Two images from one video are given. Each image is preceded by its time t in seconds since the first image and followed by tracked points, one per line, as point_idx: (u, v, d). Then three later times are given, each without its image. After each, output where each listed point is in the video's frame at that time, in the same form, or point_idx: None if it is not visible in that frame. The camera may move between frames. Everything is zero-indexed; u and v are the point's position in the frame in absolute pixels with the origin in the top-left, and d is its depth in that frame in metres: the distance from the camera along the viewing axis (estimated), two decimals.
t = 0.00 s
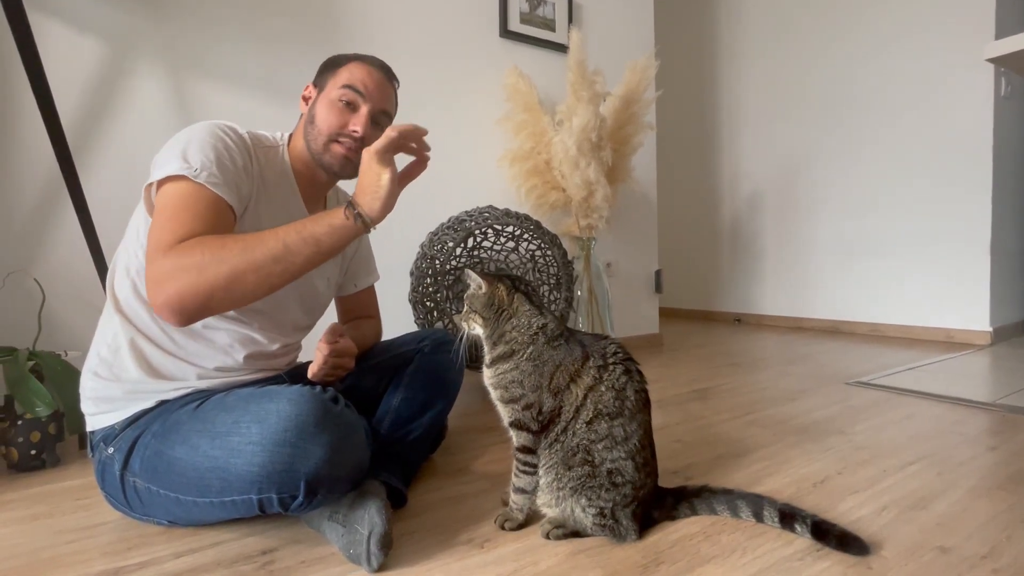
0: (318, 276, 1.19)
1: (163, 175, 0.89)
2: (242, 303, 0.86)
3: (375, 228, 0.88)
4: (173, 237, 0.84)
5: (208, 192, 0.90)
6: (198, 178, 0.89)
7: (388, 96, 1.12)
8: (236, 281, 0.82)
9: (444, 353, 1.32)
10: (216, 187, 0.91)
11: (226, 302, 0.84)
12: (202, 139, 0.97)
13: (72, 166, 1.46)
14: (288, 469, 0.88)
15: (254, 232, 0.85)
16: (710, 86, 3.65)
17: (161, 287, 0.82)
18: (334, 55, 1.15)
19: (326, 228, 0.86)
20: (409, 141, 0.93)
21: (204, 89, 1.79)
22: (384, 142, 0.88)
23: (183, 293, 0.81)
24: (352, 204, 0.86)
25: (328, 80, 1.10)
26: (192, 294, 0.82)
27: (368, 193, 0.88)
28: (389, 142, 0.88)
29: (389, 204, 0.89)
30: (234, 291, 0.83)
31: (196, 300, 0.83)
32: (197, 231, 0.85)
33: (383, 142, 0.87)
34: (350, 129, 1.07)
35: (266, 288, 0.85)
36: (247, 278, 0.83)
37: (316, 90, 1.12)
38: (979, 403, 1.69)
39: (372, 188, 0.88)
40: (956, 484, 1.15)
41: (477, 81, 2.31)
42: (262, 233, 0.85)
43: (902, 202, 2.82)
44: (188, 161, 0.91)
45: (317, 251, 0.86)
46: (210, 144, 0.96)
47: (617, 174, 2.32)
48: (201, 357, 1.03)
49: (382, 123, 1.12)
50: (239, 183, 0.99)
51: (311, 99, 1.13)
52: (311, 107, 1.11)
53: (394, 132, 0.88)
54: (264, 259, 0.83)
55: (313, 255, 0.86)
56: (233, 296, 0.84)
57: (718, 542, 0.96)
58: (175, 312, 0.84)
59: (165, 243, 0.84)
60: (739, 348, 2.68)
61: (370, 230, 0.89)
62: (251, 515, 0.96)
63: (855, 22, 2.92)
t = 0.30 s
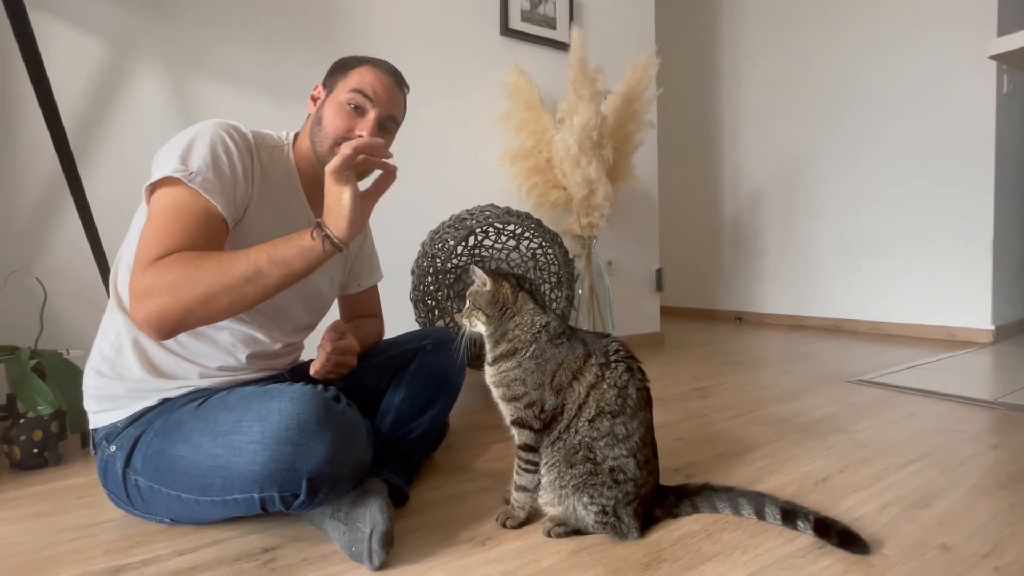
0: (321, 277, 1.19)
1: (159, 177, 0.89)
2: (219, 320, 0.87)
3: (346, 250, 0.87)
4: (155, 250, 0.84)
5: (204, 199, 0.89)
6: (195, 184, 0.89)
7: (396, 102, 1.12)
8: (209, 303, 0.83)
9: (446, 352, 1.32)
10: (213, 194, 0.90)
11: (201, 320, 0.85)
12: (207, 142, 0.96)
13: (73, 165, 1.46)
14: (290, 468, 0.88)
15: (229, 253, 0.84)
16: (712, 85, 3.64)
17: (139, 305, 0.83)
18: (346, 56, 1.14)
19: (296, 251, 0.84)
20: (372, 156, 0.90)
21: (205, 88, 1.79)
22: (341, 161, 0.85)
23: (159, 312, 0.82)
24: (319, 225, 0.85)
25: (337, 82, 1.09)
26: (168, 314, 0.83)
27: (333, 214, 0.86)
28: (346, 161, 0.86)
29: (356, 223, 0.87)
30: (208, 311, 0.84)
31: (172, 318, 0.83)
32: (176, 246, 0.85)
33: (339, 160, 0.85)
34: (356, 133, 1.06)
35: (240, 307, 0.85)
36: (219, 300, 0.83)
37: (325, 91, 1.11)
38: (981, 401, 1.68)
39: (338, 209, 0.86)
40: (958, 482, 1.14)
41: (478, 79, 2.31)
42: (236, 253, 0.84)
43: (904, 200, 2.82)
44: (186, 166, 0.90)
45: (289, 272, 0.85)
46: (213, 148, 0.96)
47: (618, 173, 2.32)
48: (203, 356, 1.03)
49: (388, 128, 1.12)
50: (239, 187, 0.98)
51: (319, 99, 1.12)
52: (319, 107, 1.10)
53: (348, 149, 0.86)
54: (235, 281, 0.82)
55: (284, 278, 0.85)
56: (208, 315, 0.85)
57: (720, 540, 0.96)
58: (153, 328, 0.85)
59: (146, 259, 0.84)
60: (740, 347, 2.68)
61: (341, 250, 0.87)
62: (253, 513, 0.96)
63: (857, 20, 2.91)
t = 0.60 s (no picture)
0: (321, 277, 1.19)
1: (160, 190, 0.89)
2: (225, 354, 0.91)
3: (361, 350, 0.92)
4: (180, 278, 0.86)
5: (206, 216, 0.89)
6: (195, 200, 0.89)
7: (402, 111, 1.12)
8: (220, 349, 0.87)
9: (448, 349, 1.32)
10: (214, 209, 0.90)
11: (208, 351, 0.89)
12: (205, 151, 0.96)
13: (74, 164, 1.45)
14: (292, 466, 0.88)
15: (250, 313, 0.87)
16: (713, 83, 3.64)
17: (154, 328, 0.86)
18: (349, 58, 1.12)
19: (313, 340, 0.88)
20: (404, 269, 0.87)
21: (205, 87, 1.79)
22: (368, 293, 0.83)
23: (172, 342, 0.86)
24: (341, 330, 0.88)
25: (344, 90, 1.08)
26: (180, 346, 0.87)
27: (353, 327, 0.87)
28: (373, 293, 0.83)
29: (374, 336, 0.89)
30: (218, 352, 0.88)
31: (182, 348, 0.88)
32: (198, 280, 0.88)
33: (369, 292, 0.83)
34: (365, 147, 1.08)
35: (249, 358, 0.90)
36: (231, 351, 0.87)
37: (330, 95, 1.10)
38: (983, 400, 1.68)
39: (358, 326, 0.87)
40: (959, 480, 1.14)
41: (479, 78, 2.31)
42: (259, 316, 0.87)
43: (905, 199, 2.81)
44: (188, 181, 0.90)
45: (301, 349, 0.89)
46: (213, 157, 0.95)
47: (619, 171, 2.32)
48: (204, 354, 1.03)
49: (394, 138, 1.13)
50: (242, 194, 0.98)
51: (324, 101, 1.11)
52: (324, 113, 1.10)
53: (378, 285, 0.83)
54: (252, 343, 0.87)
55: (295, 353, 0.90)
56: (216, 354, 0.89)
57: (721, 538, 0.96)
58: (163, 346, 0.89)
59: (166, 283, 0.86)
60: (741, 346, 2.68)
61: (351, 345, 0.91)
62: (254, 511, 0.96)
63: (859, 19, 2.91)
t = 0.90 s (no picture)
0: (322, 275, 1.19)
1: (171, 190, 0.89)
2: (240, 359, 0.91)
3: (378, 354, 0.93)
4: (199, 278, 0.87)
5: (216, 216, 0.90)
6: (204, 200, 0.89)
7: (402, 110, 1.13)
8: (240, 352, 0.87)
9: (448, 349, 1.32)
10: (222, 208, 0.91)
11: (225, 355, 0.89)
12: (208, 147, 0.96)
13: (75, 163, 1.45)
14: (292, 464, 0.88)
15: (272, 316, 0.87)
16: (714, 82, 3.64)
17: (175, 329, 0.86)
18: (349, 57, 1.12)
19: (334, 343, 0.89)
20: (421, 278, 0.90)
21: (206, 86, 1.79)
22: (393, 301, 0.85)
23: (192, 343, 0.86)
24: (362, 334, 0.90)
25: (344, 89, 1.08)
26: (200, 348, 0.87)
27: (375, 333, 0.89)
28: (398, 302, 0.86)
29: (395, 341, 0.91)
30: (236, 355, 0.88)
31: (201, 350, 0.88)
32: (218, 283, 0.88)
33: (393, 301, 0.85)
34: (367, 145, 1.08)
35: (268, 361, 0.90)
36: (251, 354, 0.88)
37: (330, 94, 1.10)
38: (984, 398, 1.68)
39: (380, 333, 0.88)
40: (960, 479, 1.14)
41: (480, 77, 2.31)
42: (281, 318, 0.88)
43: (905, 198, 2.81)
44: (195, 180, 0.90)
45: (322, 352, 0.90)
46: (217, 155, 0.95)
47: (620, 170, 2.32)
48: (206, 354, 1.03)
49: (394, 136, 1.13)
50: (246, 194, 0.98)
51: (324, 101, 1.11)
52: (325, 112, 1.10)
53: (404, 293, 0.85)
54: (272, 345, 0.87)
55: (315, 356, 0.90)
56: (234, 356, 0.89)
57: (722, 537, 0.96)
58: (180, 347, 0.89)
59: (185, 285, 0.86)
60: (742, 344, 2.68)
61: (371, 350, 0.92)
62: (256, 510, 0.97)
63: (860, 17, 2.90)
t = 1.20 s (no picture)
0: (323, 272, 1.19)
1: (174, 180, 0.88)
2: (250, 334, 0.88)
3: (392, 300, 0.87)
4: (196, 257, 0.85)
5: (219, 202, 0.89)
6: (207, 187, 0.88)
7: (401, 106, 1.12)
8: (247, 321, 0.83)
9: (448, 348, 1.32)
10: (226, 195, 0.90)
11: (234, 331, 0.86)
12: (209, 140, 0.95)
13: (76, 163, 1.45)
14: (293, 464, 0.88)
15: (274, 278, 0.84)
16: (714, 81, 3.63)
17: (177, 308, 0.84)
18: (348, 56, 1.12)
19: (342, 294, 0.85)
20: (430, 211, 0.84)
21: (206, 86, 1.79)
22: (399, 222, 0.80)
23: (197, 319, 0.83)
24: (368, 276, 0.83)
25: (343, 86, 1.08)
26: (205, 324, 0.84)
27: (382, 271, 0.82)
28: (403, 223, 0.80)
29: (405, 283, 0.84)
30: (245, 326, 0.85)
31: (207, 327, 0.84)
32: (216, 258, 0.86)
33: (399, 224, 0.80)
34: (367, 141, 1.08)
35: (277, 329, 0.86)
36: (258, 321, 0.84)
37: (329, 92, 1.10)
38: (985, 397, 1.68)
39: (388, 268, 0.82)
40: (962, 478, 1.14)
41: (480, 76, 2.31)
42: (284, 279, 0.84)
43: (906, 196, 2.81)
44: (197, 169, 0.89)
45: (331, 308, 0.85)
46: (219, 147, 0.95)
47: (620, 169, 2.32)
48: (207, 354, 1.03)
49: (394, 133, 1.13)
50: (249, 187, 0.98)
51: (324, 99, 1.11)
52: (325, 110, 1.10)
53: (410, 211, 0.80)
54: (278, 307, 0.83)
55: (324, 313, 0.86)
56: (242, 330, 0.86)
57: (723, 535, 0.96)
58: (187, 331, 0.86)
59: (183, 264, 0.84)
60: (743, 343, 2.68)
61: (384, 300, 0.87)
62: (257, 510, 0.97)
63: (861, 17, 2.90)
